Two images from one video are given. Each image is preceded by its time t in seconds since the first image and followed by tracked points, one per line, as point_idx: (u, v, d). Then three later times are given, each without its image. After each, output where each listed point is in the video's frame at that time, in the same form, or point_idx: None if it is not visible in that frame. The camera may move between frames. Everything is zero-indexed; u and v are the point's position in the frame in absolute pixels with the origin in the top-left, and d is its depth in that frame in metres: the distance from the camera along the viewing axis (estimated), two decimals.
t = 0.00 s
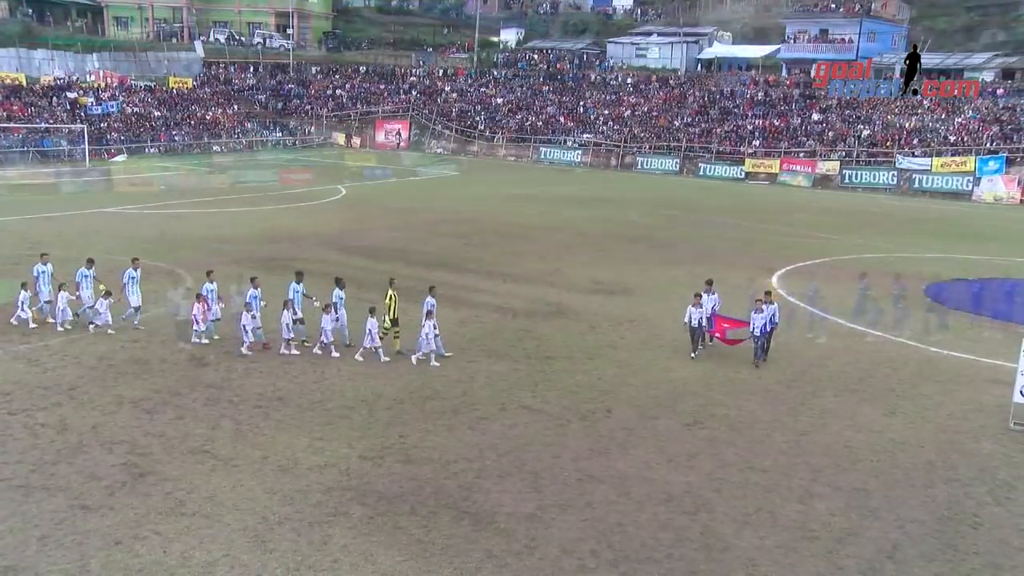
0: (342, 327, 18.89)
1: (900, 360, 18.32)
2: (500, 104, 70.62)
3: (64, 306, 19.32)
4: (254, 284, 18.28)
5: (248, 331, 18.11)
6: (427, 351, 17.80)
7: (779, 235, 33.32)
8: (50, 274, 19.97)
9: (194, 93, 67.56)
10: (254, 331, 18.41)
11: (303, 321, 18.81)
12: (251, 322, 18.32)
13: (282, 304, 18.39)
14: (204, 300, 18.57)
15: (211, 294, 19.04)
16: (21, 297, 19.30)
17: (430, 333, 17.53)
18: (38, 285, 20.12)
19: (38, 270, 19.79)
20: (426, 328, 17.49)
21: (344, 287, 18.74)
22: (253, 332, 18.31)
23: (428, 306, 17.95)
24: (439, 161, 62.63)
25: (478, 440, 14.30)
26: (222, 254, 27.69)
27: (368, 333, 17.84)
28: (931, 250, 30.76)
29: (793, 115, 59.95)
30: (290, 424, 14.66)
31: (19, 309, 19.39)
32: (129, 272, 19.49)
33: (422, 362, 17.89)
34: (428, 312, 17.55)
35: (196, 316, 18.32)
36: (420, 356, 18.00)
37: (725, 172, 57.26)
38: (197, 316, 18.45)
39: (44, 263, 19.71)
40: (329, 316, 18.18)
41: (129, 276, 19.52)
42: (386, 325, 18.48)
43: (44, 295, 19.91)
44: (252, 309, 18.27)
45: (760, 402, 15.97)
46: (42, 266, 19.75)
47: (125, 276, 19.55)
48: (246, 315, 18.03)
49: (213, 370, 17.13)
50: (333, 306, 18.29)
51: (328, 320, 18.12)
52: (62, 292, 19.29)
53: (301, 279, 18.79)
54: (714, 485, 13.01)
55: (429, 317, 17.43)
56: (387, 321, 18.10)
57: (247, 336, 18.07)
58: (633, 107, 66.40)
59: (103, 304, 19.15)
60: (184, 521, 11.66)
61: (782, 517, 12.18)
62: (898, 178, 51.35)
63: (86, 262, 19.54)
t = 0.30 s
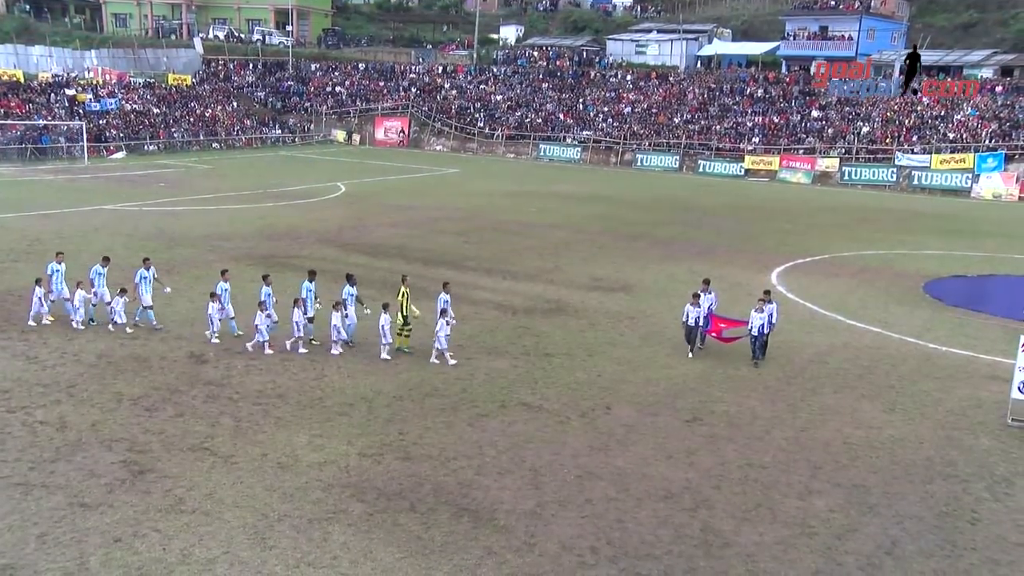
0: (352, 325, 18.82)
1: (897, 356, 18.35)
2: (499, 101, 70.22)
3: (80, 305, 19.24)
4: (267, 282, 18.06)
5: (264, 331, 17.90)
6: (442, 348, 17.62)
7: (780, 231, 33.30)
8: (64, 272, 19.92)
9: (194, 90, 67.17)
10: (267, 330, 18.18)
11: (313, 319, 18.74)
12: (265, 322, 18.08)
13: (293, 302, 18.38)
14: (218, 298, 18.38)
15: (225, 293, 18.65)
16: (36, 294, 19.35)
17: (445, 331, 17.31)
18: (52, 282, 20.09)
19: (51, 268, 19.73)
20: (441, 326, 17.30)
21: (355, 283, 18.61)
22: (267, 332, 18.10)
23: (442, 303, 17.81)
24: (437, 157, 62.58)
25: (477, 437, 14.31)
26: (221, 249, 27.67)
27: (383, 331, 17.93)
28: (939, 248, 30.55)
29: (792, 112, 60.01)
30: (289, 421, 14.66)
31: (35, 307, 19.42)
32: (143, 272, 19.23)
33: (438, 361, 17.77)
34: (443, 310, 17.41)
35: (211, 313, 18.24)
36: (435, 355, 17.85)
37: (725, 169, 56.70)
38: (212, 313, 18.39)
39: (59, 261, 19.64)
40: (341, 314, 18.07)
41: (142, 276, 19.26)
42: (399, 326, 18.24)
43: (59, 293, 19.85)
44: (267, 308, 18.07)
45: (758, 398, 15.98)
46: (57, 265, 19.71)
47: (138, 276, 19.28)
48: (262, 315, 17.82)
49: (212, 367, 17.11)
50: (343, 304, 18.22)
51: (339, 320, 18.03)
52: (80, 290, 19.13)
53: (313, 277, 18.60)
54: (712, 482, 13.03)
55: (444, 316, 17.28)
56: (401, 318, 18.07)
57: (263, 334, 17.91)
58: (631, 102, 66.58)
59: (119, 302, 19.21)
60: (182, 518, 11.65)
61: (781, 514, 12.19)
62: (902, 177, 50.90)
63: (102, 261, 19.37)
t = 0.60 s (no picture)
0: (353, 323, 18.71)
1: (884, 349, 18.45)
2: (489, 95, 70.07)
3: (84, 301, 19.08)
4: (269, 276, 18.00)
5: (264, 326, 17.81)
6: (445, 345, 17.58)
7: (769, 226, 33.33)
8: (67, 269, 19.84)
9: (181, 85, 66.74)
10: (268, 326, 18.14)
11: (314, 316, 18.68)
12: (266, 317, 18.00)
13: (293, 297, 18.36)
14: (222, 294, 18.38)
15: (229, 289, 18.64)
16: (41, 291, 19.23)
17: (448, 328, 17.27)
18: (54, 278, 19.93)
19: (55, 264, 19.68)
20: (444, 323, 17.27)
21: (355, 281, 18.43)
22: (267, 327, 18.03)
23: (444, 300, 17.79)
24: (427, 152, 62.50)
25: (467, 432, 14.32)
26: (210, 245, 27.56)
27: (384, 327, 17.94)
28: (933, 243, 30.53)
29: (781, 106, 60.22)
30: (279, 417, 14.64)
31: (39, 303, 19.31)
32: (145, 268, 19.21)
33: (440, 357, 17.66)
34: (445, 306, 17.34)
35: (215, 309, 18.20)
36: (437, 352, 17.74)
37: (714, 163, 56.77)
38: (215, 309, 18.32)
39: (62, 257, 19.58)
40: (341, 311, 17.97)
41: (144, 272, 19.23)
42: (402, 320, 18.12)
43: (61, 290, 19.69)
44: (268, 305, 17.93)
45: (747, 392, 16.03)
46: (60, 261, 19.67)
47: (139, 272, 19.21)
48: (264, 310, 17.77)
49: (202, 363, 17.06)
50: (345, 301, 18.11)
51: (340, 317, 17.92)
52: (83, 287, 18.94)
53: (315, 274, 18.51)
54: (701, 476, 13.06)
55: (446, 311, 17.25)
56: (404, 315, 18.02)
57: (264, 330, 17.81)
58: (619, 96, 66.63)
59: (122, 300, 19.08)
60: (171, 514, 11.61)
61: (770, 508, 12.23)
62: (891, 172, 51.04)
63: (107, 256, 19.26)
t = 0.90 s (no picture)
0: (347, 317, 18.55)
1: (862, 341, 18.57)
2: (469, 89, 69.98)
3: (78, 299, 19.03)
4: (261, 271, 17.78)
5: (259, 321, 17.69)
6: (441, 341, 17.58)
7: (749, 220, 33.44)
8: (57, 267, 19.47)
9: (159, 79, 66.19)
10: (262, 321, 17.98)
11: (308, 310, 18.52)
12: (260, 313, 17.80)
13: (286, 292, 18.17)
14: (216, 290, 18.05)
15: (222, 285, 18.28)
16: (34, 291, 19.17)
17: (443, 323, 17.22)
18: (44, 277, 19.56)
19: (45, 263, 19.25)
20: (438, 319, 17.21)
21: (348, 277, 18.34)
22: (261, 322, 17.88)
23: (439, 295, 17.70)
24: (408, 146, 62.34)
25: (449, 426, 14.30)
26: (190, 240, 27.35)
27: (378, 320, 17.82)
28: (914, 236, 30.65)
29: (761, 100, 60.42)
30: (260, 412, 14.58)
31: (32, 303, 19.21)
32: (137, 267, 19.11)
33: (434, 353, 17.67)
34: (440, 302, 17.29)
35: (210, 306, 17.91)
36: (432, 347, 17.77)
37: (694, 157, 56.91)
38: (210, 306, 18.04)
39: (53, 255, 19.20)
40: (335, 307, 17.81)
41: (135, 270, 19.13)
42: (397, 313, 18.05)
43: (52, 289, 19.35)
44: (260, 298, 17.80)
45: (727, 385, 16.10)
46: (51, 259, 19.28)
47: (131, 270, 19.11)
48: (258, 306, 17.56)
49: (181, 359, 16.94)
50: (338, 297, 17.94)
51: (334, 312, 17.76)
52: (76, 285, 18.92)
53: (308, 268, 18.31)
54: (682, 469, 13.12)
55: (442, 307, 17.18)
56: (398, 309, 17.94)
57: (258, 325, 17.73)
58: (599, 91, 66.68)
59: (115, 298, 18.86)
60: (150, 511, 11.54)
61: (750, 500, 12.31)
62: (869, 165, 51.33)
63: (98, 254, 19.18)
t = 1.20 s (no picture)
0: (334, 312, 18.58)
1: (829, 331, 18.84)
2: (443, 83, 69.97)
3: (67, 295, 18.75)
4: (247, 267, 17.78)
5: (245, 316, 17.65)
6: (429, 334, 17.64)
7: (721, 212, 33.73)
8: (44, 262, 19.63)
9: (130, 72, 65.63)
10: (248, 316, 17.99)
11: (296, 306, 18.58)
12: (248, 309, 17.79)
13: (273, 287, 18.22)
14: (205, 286, 18.10)
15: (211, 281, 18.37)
16: (19, 285, 18.88)
17: (430, 317, 17.32)
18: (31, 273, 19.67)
19: (33, 257, 19.45)
20: (427, 311, 17.29)
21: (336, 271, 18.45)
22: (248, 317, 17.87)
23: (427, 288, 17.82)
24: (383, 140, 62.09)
25: (423, 418, 14.39)
26: (164, 234, 27.20)
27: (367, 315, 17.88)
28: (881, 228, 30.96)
29: (731, 94, 61.06)
30: (234, 406, 14.59)
31: (18, 298, 18.93)
32: (123, 261, 19.01)
33: (423, 344, 17.73)
34: (428, 294, 17.40)
35: (199, 301, 17.93)
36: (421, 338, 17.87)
37: (665, 151, 56.92)
38: (199, 302, 18.06)
39: (40, 250, 19.38)
40: (322, 301, 17.85)
41: (122, 264, 19.02)
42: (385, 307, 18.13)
43: (42, 284, 19.48)
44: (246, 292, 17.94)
45: (698, 376, 16.29)
46: (37, 254, 19.46)
47: (118, 265, 19.03)
48: (245, 300, 17.55)
49: (155, 353, 16.90)
50: (325, 291, 17.98)
51: (321, 307, 17.79)
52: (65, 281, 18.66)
53: (294, 262, 18.45)
54: (655, 458, 13.28)
55: (429, 300, 17.25)
56: (387, 302, 18.07)
57: (244, 320, 17.64)
58: (573, 84, 66.85)
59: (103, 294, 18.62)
60: (124, 505, 11.54)
61: (721, 488, 12.51)
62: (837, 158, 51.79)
63: (86, 247, 19.11)
